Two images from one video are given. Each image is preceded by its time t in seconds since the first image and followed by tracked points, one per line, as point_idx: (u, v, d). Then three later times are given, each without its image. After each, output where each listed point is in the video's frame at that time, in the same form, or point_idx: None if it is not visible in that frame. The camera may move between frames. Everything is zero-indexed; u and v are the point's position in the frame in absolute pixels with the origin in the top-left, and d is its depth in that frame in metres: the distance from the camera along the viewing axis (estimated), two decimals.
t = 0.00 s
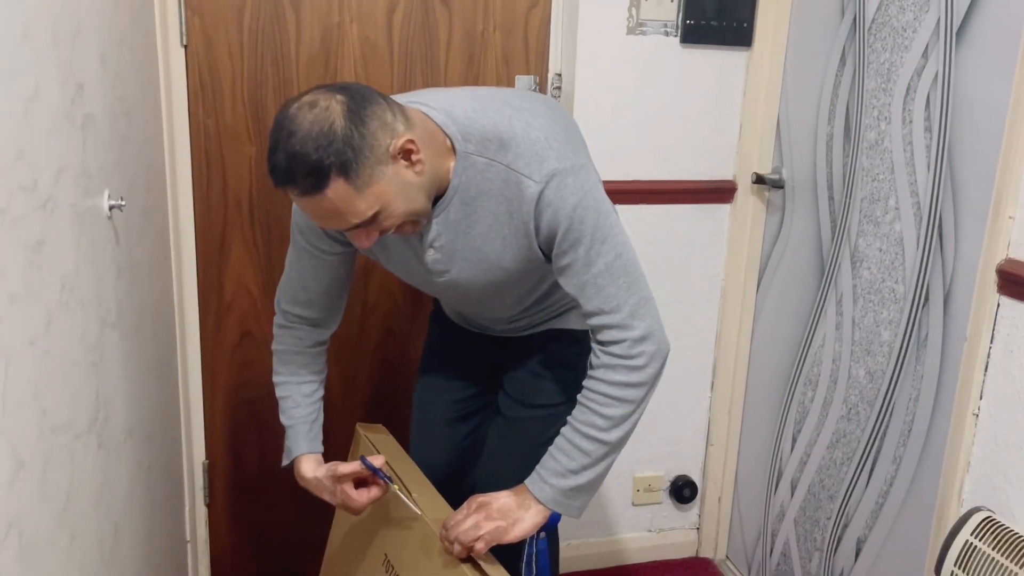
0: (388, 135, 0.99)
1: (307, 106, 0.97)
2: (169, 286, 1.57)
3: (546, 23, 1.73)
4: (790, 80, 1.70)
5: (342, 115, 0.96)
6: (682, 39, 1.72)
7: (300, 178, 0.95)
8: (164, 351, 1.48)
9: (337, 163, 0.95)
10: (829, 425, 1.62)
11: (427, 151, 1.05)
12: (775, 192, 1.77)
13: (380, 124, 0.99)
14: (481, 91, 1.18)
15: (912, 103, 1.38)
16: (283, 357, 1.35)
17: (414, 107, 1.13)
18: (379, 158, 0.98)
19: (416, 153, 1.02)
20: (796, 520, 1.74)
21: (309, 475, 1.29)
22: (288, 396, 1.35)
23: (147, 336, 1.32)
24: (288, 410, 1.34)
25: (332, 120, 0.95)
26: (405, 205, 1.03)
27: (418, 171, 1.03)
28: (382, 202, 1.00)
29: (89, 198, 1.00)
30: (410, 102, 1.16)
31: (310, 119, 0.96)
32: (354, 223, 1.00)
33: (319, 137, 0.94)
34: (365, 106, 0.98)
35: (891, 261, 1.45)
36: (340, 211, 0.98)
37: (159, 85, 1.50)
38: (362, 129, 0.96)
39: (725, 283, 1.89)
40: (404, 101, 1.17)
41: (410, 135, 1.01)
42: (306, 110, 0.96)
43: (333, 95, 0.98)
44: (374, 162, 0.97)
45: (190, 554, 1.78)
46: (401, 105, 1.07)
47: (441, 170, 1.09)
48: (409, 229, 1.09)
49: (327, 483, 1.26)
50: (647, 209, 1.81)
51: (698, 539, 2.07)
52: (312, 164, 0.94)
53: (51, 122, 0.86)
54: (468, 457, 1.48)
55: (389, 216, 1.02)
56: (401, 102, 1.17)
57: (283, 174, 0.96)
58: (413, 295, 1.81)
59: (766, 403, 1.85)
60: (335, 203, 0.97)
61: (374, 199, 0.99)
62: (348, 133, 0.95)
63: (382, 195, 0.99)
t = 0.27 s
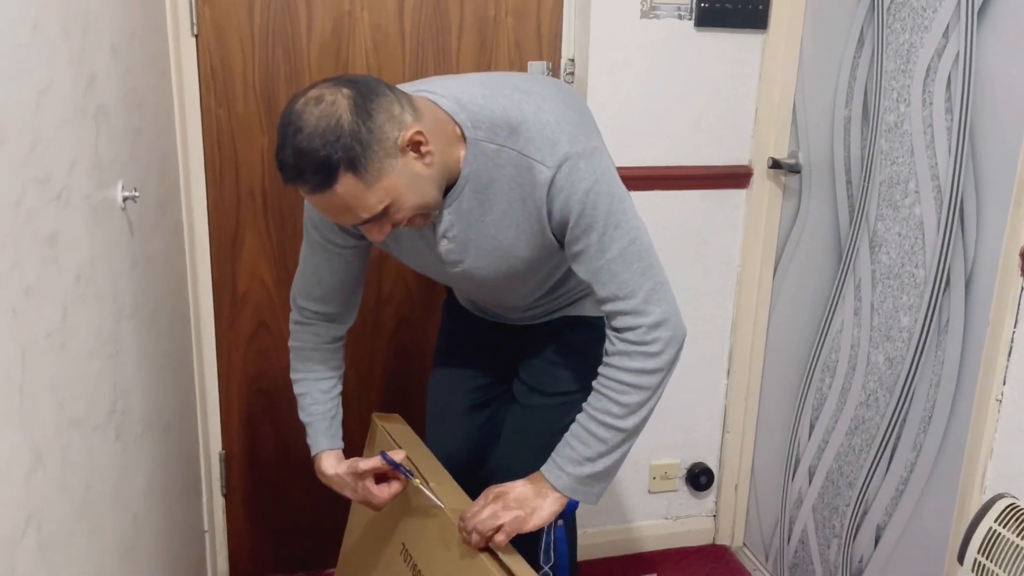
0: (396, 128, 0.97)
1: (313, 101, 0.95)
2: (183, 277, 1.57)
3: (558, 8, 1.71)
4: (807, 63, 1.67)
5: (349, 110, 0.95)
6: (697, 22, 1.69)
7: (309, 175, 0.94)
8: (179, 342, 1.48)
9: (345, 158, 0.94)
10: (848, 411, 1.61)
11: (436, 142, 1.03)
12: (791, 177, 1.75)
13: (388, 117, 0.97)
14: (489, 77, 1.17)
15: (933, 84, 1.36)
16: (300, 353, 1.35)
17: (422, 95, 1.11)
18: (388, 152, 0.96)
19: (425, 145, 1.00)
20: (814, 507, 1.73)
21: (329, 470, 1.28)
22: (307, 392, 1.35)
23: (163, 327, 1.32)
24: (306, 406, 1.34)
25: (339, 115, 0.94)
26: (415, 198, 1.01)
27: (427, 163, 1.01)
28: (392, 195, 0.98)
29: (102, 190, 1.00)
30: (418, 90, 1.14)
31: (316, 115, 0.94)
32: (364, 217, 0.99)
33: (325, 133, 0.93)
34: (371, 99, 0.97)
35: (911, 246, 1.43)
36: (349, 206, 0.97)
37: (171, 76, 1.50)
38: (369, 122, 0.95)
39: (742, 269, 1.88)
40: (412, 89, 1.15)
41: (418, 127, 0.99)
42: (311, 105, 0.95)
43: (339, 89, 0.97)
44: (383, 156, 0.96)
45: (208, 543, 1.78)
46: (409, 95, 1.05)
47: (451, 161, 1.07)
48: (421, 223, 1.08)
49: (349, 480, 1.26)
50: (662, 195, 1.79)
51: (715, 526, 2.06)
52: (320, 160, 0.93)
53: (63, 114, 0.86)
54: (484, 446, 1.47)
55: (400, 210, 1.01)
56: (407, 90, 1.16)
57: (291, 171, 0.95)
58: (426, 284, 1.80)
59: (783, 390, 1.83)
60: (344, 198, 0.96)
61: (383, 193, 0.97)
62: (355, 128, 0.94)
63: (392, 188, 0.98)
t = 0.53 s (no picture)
0: (406, 123, 0.97)
1: (323, 97, 0.95)
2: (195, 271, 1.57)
3: None
4: (819, 51, 1.66)
5: (359, 106, 0.94)
6: (707, 11, 1.68)
7: (319, 172, 0.94)
8: (191, 336, 1.49)
9: (355, 154, 0.93)
10: (861, 403, 1.60)
11: (448, 138, 1.03)
12: (803, 167, 1.73)
13: (397, 113, 0.97)
14: (499, 69, 1.17)
15: (947, 73, 1.35)
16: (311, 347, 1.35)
17: (431, 88, 1.10)
18: (399, 147, 0.96)
19: (435, 140, 0.99)
20: (827, 499, 1.72)
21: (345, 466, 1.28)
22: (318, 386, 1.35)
23: (175, 321, 1.33)
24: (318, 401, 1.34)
25: (348, 111, 0.94)
26: (427, 194, 1.00)
27: (438, 158, 1.00)
28: (403, 191, 0.97)
29: (114, 185, 1.00)
30: (427, 83, 1.13)
31: (325, 112, 0.94)
32: (376, 214, 0.98)
33: (335, 130, 0.93)
34: (381, 95, 0.96)
35: (925, 236, 1.41)
36: (360, 202, 0.97)
37: (180, 69, 1.50)
38: (378, 118, 0.95)
39: (753, 260, 1.87)
40: (421, 82, 1.14)
41: (429, 122, 0.99)
42: (321, 102, 0.95)
43: (349, 85, 0.96)
44: (393, 152, 0.95)
45: (221, 536, 1.79)
46: (419, 89, 1.05)
47: (462, 156, 1.06)
48: (432, 221, 1.07)
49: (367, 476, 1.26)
50: (673, 186, 1.78)
51: (727, 518, 2.06)
52: (330, 157, 0.93)
53: (74, 109, 0.86)
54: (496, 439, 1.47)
55: (411, 207, 1.00)
56: (416, 83, 1.15)
57: (302, 168, 0.95)
58: (437, 277, 1.80)
59: (795, 381, 1.82)
60: (354, 194, 0.96)
61: (393, 189, 0.97)
62: (364, 123, 0.94)
63: (403, 184, 0.97)
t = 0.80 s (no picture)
0: (419, 125, 0.97)
1: (338, 96, 0.95)
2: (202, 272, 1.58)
3: None
4: (826, 52, 1.65)
5: (373, 105, 0.95)
6: (714, 13, 1.68)
7: (331, 169, 0.94)
8: (198, 337, 1.49)
9: (368, 153, 0.93)
10: (867, 404, 1.60)
11: (459, 141, 1.03)
12: (810, 168, 1.73)
13: (411, 114, 0.97)
14: (510, 70, 1.17)
15: (954, 74, 1.34)
16: (314, 340, 1.35)
17: (441, 89, 1.11)
18: (411, 148, 0.96)
19: (447, 143, 0.99)
20: (833, 500, 1.72)
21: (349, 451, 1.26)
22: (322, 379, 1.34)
23: (182, 323, 1.33)
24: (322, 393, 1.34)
25: (363, 110, 0.94)
26: (437, 197, 1.00)
27: (450, 161, 1.01)
28: (413, 193, 0.98)
29: (122, 188, 1.00)
30: (437, 84, 1.14)
31: (340, 109, 0.94)
32: (385, 216, 0.99)
33: (349, 128, 0.93)
34: (395, 96, 0.97)
35: (932, 238, 1.41)
36: (371, 202, 0.97)
37: (188, 71, 1.50)
38: (393, 118, 0.95)
39: (760, 261, 1.86)
40: (431, 83, 1.14)
41: (442, 125, 0.99)
42: (335, 100, 0.95)
43: (364, 84, 0.97)
44: (405, 153, 0.96)
45: (228, 536, 1.80)
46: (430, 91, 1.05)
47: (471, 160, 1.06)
48: (441, 225, 1.07)
49: (374, 466, 1.25)
50: (679, 187, 1.78)
51: (733, 519, 2.06)
52: (342, 155, 0.93)
53: (83, 114, 0.86)
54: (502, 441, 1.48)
55: (421, 209, 1.00)
56: (425, 84, 1.15)
57: (313, 166, 0.95)
58: (443, 277, 1.81)
59: (802, 383, 1.82)
60: (366, 194, 0.96)
61: (404, 190, 0.97)
62: (378, 123, 0.94)
63: (413, 186, 0.97)
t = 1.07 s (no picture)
0: (429, 114, 0.96)
1: (347, 83, 0.94)
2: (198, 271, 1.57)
3: None
4: (824, 53, 1.65)
5: (385, 92, 0.94)
6: (712, 13, 1.68)
7: (341, 157, 0.92)
8: (194, 335, 1.49)
9: (380, 141, 0.92)
10: (863, 405, 1.60)
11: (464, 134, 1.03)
12: (807, 169, 1.73)
13: (421, 104, 0.96)
14: (513, 64, 1.17)
15: (951, 76, 1.34)
16: (291, 331, 1.23)
17: (444, 80, 1.10)
18: (421, 138, 0.95)
19: (455, 134, 0.99)
20: (829, 501, 1.72)
21: (340, 432, 1.18)
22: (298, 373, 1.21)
23: (178, 321, 1.33)
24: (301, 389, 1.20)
25: (375, 97, 0.93)
26: (442, 188, 1.00)
27: (455, 153, 1.01)
28: (420, 182, 0.97)
29: (117, 185, 1.00)
30: (438, 76, 1.13)
31: (351, 95, 0.93)
32: (391, 205, 0.97)
33: (361, 114, 0.92)
34: (405, 84, 0.96)
35: (928, 240, 1.41)
36: (379, 192, 0.95)
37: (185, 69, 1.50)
38: (405, 106, 0.94)
39: (757, 262, 1.86)
40: (432, 74, 1.14)
41: (450, 116, 0.99)
42: (346, 86, 0.93)
43: (373, 72, 0.95)
44: (415, 142, 0.95)
45: (224, 534, 1.80)
46: (434, 82, 1.05)
47: (473, 151, 1.06)
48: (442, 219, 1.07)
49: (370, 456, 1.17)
50: (677, 188, 1.78)
51: (729, 520, 2.06)
52: (354, 142, 0.91)
53: (78, 111, 0.86)
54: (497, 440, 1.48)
55: (426, 199, 0.99)
56: (428, 75, 1.14)
57: (321, 153, 0.93)
58: (441, 276, 1.81)
59: (798, 384, 1.82)
60: (375, 183, 0.94)
61: (412, 179, 0.96)
62: (390, 110, 0.93)
63: (420, 176, 0.96)
